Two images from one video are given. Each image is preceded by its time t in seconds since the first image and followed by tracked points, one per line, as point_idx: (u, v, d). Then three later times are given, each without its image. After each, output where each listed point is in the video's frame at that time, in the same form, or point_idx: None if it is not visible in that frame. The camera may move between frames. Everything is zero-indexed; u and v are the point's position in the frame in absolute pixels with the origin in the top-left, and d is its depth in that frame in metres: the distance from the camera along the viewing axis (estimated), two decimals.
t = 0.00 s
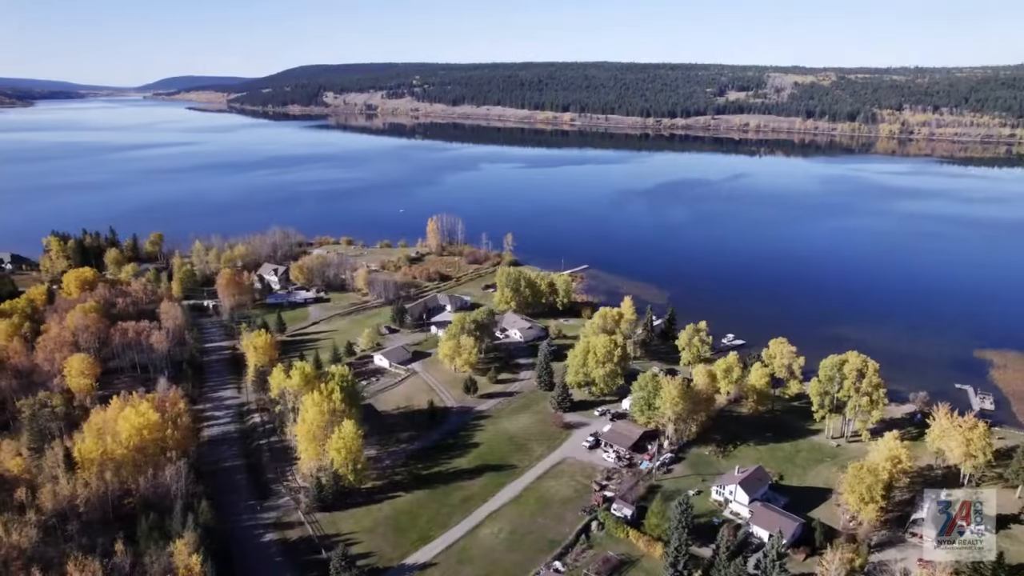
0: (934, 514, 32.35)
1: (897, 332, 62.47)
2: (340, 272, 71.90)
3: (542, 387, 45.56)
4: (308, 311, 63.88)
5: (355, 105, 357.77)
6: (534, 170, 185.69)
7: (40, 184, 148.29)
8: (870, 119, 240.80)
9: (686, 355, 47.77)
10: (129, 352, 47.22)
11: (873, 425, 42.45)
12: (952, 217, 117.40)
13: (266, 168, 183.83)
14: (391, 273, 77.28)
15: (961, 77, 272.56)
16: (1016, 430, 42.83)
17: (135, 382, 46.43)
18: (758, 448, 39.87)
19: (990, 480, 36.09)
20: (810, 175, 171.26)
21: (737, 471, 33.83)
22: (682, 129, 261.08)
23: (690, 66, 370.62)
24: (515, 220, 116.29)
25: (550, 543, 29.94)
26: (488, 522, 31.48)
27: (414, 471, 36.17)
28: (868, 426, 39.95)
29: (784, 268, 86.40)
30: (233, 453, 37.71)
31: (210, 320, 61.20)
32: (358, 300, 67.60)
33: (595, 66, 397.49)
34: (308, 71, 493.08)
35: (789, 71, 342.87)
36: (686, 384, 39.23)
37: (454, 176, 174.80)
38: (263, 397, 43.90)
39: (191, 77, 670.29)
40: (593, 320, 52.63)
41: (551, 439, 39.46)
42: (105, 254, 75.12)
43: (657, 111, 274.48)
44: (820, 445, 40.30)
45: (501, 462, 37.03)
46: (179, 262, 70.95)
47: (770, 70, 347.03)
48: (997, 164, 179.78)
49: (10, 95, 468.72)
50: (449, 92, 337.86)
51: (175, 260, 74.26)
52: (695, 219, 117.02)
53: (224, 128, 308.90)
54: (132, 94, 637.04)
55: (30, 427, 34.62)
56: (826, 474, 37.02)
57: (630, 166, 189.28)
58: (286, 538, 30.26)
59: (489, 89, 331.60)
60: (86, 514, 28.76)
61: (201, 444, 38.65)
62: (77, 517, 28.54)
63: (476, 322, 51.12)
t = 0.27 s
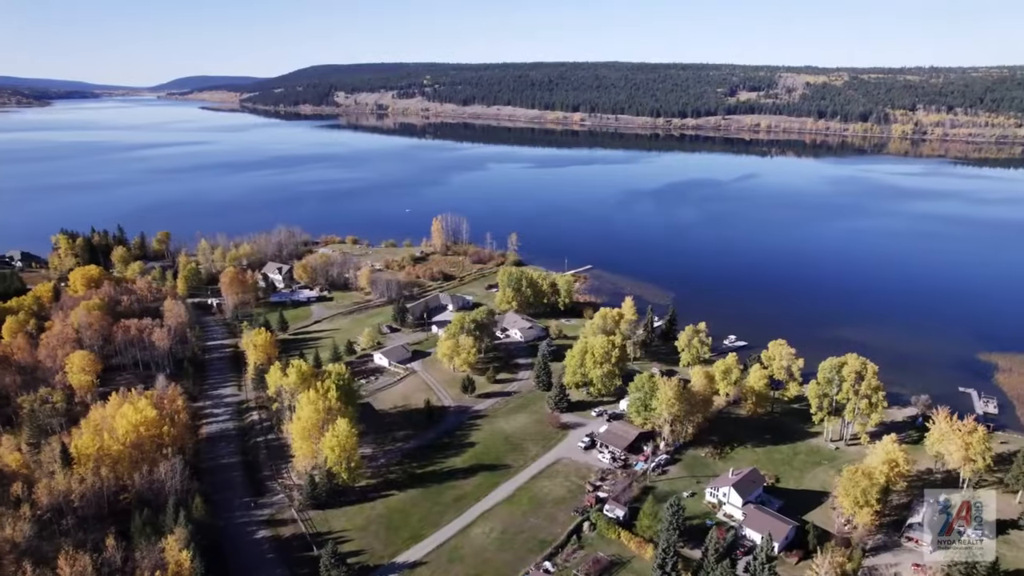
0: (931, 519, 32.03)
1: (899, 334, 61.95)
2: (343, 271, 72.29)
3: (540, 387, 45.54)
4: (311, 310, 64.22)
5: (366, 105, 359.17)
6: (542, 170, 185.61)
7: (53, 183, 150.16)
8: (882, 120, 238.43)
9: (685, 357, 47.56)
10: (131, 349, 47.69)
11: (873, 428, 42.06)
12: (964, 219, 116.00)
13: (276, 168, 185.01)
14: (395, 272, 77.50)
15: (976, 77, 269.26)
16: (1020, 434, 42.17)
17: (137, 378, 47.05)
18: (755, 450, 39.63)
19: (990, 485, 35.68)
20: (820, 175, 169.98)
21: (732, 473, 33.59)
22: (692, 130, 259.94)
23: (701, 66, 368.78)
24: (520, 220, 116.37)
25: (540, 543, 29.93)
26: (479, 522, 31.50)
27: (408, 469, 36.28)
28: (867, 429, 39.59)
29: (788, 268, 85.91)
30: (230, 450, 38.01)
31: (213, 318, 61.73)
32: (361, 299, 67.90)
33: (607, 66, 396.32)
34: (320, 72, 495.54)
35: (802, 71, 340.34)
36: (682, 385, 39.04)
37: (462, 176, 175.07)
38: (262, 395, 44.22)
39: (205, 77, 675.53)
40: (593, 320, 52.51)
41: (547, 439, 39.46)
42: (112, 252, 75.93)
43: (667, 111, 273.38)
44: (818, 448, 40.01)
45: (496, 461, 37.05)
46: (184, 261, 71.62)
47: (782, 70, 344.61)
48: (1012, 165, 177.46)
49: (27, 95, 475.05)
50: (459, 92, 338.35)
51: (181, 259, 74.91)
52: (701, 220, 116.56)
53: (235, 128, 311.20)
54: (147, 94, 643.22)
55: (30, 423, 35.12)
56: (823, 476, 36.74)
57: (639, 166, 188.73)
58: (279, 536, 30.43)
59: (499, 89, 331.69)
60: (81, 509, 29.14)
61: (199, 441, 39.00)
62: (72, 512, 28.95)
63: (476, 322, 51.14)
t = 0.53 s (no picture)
0: (926, 524, 31.69)
1: (903, 338, 61.29)
2: (348, 270, 72.68)
3: (538, 387, 45.48)
4: (314, 308, 64.63)
5: (378, 105, 360.78)
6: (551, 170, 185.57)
7: (68, 182, 152.34)
8: (898, 120, 235.75)
9: (684, 358, 47.33)
10: (134, 346, 48.16)
11: (873, 432, 41.63)
12: (977, 221, 114.31)
13: (287, 167, 186.35)
14: (399, 271, 77.76)
15: (995, 78, 265.41)
16: None
17: (140, 375, 47.48)
18: (752, 453, 39.34)
19: (990, 490, 35.17)
20: (832, 176, 168.51)
21: (725, 476, 33.36)
22: (704, 130, 258.55)
23: (714, 66, 366.71)
24: (528, 220, 116.50)
25: (530, 543, 29.93)
26: (470, 521, 31.55)
27: (402, 468, 36.40)
28: (866, 432, 39.19)
29: (794, 270, 85.34)
30: (227, 447, 38.33)
31: (218, 316, 62.31)
32: (364, 298, 68.23)
33: (619, 66, 394.96)
34: (333, 72, 498.34)
35: (817, 71, 337.32)
36: (678, 387, 38.84)
37: (471, 176, 175.39)
38: (261, 393, 44.55)
39: (221, 77, 681.40)
40: (593, 320, 52.38)
41: (542, 440, 39.42)
42: (121, 249, 76.86)
43: (679, 112, 272.14)
44: (816, 452, 39.66)
45: (490, 461, 37.06)
46: (191, 259, 72.35)
47: (797, 70, 341.69)
48: None
49: (46, 95, 482.25)
50: (471, 92, 338.82)
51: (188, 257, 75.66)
52: (710, 220, 116.06)
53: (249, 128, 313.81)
54: (163, 93, 650.30)
55: (31, 417, 35.61)
56: (819, 480, 36.40)
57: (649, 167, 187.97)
58: (271, 532, 30.65)
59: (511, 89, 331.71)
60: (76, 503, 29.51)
61: (198, 437, 39.34)
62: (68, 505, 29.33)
63: (476, 322, 51.16)
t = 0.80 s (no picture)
0: (921, 528, 31.48)
1: (906, 340, 60.73)
2: (351, 269, 72.98)
3: (535, 387, 45.43)
4: (317, 307, 64.93)
5: (389, 105, 362.06)
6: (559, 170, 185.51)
7: (81, 181, 154.05)
8: (911, 120, 233.59)
9: (683, 359, 47.10)
10: (136, 343, 48.61)
11: (873, 435, 41.26)
12: (988, 223, 112.99)
13: (296, 167, 187.37)
14: (402, 270, 77.97)
15: (1010, 78, 262.37)
16: None
17: (142, 372, 47.88)
18: (748, 455, 39.10)
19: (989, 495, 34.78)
20: (842, 177, 167.32)
21: (719, 478, 33.24)
22: (714, 130, 257.25)
23: (726, 66, 364.91)
24: (534, 219, 116.59)
25: (520, 543, 29.92)
26: (462, 520, 31.59)
27: (397, 467, 36.49)
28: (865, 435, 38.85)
29: (799, 270, 84.81)
30: (224, 444, 38.62)
31: (221, 314, 62.79)
32: (367, 297, 68.49)
33: (630, 67, 393.72)
34: (345, 72, 500.54)
35: (830, 71, 334.80)
36: (675, 388, 38.67)
37: (479, 176, 175.65)
38: (260, 391, 44.84)
39: (234, 76, 686.07)
40: (593, 320, 52.28)
41: (537, 440, 39.39)
42: (128, 248, 77.61)
43: (689, 112, 271.08)
44: (814, 454, 39.36)
45: (484, 460, 37.07)
46: (196, 257, 72.97)
47: (809, 70, 339.15)
48: None
49: (63, 95, 488.38)
50: (481, 92, 339.20)
51: (193, 256, 76.27)
52: (716, 220, 115.66)
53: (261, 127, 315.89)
54: (177, 93, 656.23)
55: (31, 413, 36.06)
56: (816, 483, 36.11)
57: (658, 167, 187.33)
58: (263, 529, 30.81)
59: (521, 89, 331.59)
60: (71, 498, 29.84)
61: (196, 434, 39.67)
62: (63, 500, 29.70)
63: (475, 321, 51.21)
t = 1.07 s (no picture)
0: (916, 533, 31.15)
1: (911, 342, 60.09)
2: (355, 268, 73.31)
3: (533, 387, 45.42)
4: (320, 306, 65.30)
5: (401, 105, 363.40)
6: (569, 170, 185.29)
7: (95, 179, 156.01)
8: (926, 121, 230.92)
9: (682, 360, 46.91)
10: (139, 340, 49.12)
11: (872, 438, 40.85)
12: (1002, 225, 111.40)
13: (306, 166, 188.47)
14: (406, 270, 78.23)
15: None
16: None
17: (143, 369, 48.34)
18: (744, 458, 38.84)
19: (988, 501, 34.29)
20: (855, 178, 165.62)
21: (712, 480, 33.04)
22: (726, 131, 255.83)
23: (739, 66, 362.62)
24: (541, 219, 116.55)
25: (509, 543, 29.94)
26: (453, 519, 31.67)
27: (390, 465, 36.62)
28: (864, 439, 38.41)
29: (806, 272, 84.07)
30: (221, 441, 38.97)
31: (225, 312, 63.34)
32: (370, 296, 68.81)
33: (643, 67, 392.32)
34: (358, 72, 502.82)
35: (845, 71, 331.57)
36: (670, 389, 38.52)
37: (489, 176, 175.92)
38: (259, 388, 45.15)
39: (249, 76, 691.44)
40: (593, 321, 52.18)
41: (533, 440, 39.40)
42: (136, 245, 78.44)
43: (701, 112, 269.77)
44: (811, 458, 39.04)
45: (478, 460, 37.12)
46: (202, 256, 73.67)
47: (824, 70, 336.18)
48: None
49: (80, 95, 494.67)
50: (493, 91, 339.48)
51: (200, 255, 76.95)
52: (724, 221, 115.16)
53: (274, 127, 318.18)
54: (193, 93, 662.64)
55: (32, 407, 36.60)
56: (811, 487, 35.81)
57: (668, 168, 186.56)
58: (256, 525, 31.05)
59: (533, 89, 331.54)
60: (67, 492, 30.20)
61: (194, 431, 40.01)
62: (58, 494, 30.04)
63: (474, 321, 51.29)
